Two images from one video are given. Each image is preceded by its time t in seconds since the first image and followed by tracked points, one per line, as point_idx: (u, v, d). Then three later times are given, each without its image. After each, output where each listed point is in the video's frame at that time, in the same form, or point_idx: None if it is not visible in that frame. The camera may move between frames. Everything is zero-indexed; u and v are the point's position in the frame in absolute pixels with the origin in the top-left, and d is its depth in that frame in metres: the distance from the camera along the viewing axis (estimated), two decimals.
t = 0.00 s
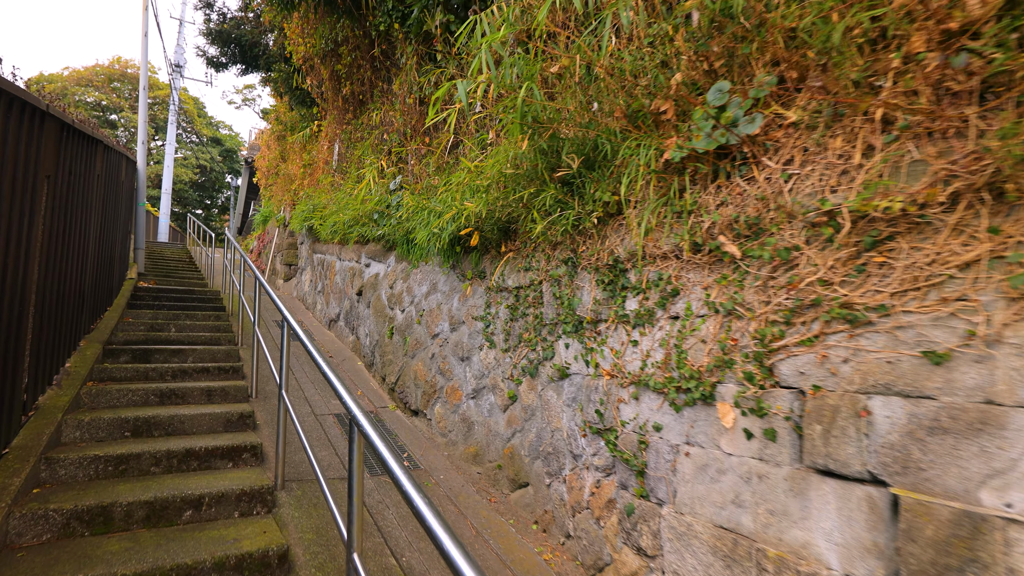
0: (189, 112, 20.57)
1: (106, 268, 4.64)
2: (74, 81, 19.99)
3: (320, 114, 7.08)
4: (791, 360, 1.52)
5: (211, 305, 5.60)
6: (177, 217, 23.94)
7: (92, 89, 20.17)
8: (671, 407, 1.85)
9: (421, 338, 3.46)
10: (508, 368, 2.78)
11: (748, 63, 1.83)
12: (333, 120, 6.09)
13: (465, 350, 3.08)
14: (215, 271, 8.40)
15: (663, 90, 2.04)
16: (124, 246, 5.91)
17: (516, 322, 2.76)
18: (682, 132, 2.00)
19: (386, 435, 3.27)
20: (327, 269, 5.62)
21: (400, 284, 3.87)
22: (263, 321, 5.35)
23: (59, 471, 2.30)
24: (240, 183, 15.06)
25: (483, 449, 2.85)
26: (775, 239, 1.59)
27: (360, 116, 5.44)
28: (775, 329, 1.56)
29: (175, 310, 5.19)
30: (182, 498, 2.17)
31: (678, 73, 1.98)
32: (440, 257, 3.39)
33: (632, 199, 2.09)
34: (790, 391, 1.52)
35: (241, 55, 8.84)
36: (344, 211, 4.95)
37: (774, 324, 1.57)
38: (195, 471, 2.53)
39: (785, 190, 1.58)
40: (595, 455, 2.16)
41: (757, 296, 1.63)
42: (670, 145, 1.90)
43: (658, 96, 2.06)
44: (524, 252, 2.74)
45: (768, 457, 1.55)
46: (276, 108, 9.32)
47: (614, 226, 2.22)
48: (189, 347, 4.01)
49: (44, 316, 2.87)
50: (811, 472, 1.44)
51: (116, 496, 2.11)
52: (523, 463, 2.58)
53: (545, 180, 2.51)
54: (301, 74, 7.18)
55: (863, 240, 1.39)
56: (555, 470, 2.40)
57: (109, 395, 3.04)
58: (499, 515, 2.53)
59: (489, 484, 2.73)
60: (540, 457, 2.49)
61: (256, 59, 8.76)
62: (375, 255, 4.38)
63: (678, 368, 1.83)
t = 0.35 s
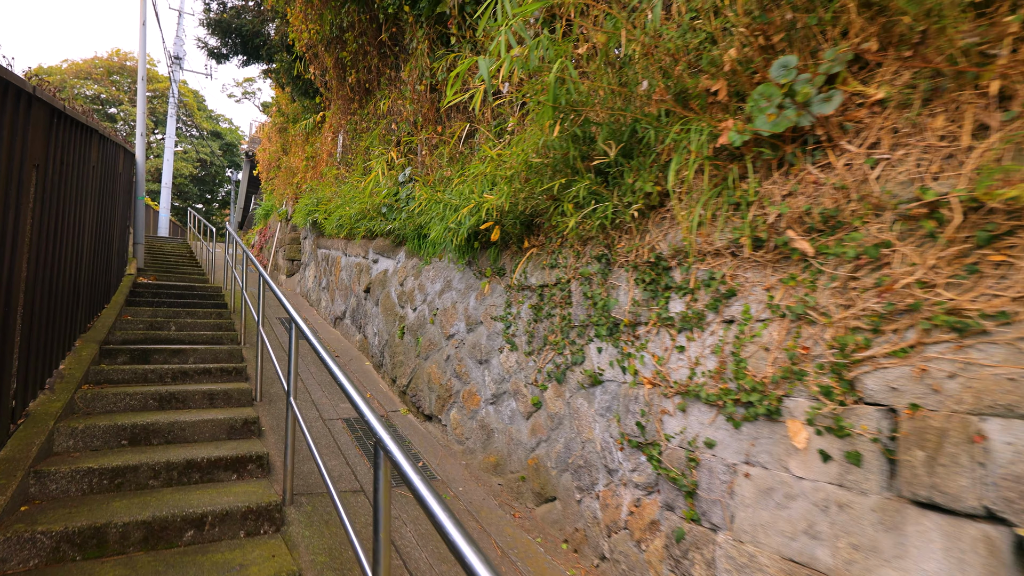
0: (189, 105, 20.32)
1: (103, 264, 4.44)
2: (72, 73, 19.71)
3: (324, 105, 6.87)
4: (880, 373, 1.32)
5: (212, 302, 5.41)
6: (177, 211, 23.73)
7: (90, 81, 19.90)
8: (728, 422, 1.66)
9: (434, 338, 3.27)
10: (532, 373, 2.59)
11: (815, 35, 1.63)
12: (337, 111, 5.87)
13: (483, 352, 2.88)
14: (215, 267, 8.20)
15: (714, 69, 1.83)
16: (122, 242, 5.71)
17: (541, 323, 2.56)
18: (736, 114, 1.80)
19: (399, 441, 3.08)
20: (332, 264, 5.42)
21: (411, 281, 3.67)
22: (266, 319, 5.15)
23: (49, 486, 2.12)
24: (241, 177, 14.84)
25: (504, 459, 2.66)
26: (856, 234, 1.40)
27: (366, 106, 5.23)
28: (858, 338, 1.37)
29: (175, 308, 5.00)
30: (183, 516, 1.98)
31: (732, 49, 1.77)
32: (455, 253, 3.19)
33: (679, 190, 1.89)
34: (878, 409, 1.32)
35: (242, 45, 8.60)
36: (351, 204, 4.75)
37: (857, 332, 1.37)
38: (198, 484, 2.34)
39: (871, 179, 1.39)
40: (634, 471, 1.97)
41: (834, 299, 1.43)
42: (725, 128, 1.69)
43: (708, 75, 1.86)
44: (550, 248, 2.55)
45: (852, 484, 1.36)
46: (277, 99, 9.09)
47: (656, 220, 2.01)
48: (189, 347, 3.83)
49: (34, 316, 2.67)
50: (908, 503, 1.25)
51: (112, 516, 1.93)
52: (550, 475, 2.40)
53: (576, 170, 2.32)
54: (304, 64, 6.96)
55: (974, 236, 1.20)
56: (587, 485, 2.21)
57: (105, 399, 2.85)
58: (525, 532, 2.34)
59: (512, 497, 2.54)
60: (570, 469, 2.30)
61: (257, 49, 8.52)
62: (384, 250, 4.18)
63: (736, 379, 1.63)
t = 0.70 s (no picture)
0: (189, 99, 20.05)
1: (99, 266, 4.23)
2: (71, 67, 19.45)
3: (329, 98, 6.64)
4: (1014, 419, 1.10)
5: (214, 304, 5.20)
6: (178, 206, 23.52)
7: (89, 75, 19.64)
8: (807, 462, 1.45)
9: (453, 349, 3.06)
10: (564, 391, 2.38)
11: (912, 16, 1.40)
12: (344, 105, 5.64)
13: (508, 366, 2.68)
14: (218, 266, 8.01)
15: (786, 57, 1.61)
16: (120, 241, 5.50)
17: (575, 336, 2.36)
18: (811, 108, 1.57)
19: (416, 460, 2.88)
20: (339, 265, 5.21)
21: (426, 286, 3.46)
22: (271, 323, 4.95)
23: (38, 520, 1.94)
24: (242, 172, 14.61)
25: (533, 483, 2.46)
26: (978, 252, 1.18)
27: (375, 100, 5.01)
28: (981, 374, 1.15)
29: (177, 311, 4.80)
30: (184, 559, 1.82)
31: (808, 33, 1.55)
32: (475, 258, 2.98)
33: (742, 194, 1.67)
34: (1007, 460, 1.11)
35: (243, 37, 8.35)
36: (360, 203, 4.54)
37: (980, 367, 1.16)
38: (201, 515, 2.17)
39: (999, 186, 1.18)
40: (689, 509, 1.77)
41: (947, 327, 1.21)
42: (808, 125, 1.47)
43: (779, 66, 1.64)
44: (585, 255, 2.35)
45: (974, 546, 1.15)
46: (279, 93, 8.85)
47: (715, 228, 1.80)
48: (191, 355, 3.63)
49: (21, 328, 2.46)
50: None
51: (106, 559, 1.76)
52: (587, 504, 2.20)
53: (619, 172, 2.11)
54: (308, 56, 6.72)
55: None
56: (631, 519, 2.01)
57: (101, 415, 2.65)
58: (561, 568, 2.15)
59: (543, 526, 2.35)
60: (610, 499, 2.11)
61: (259, 41, 8.28)
62: (395, 252, 3.97)
63: (818, 414, 1.42)
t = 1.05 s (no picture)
0: (190, 95, 19.86)
1: (94, 267, 4.03)
2: (71, 62, 19.23)
3: (334, 92, 6.44)
4: None
5: (215, 306, 5.02)
6: (179, 204, 23.34)
7: (89, 71, 19.42)
8: (898, 502, 1.26)
9: (469, 357, 2.86)
10: (595, 407, 2.19)
11: None
12: (348, 99, 5.44)
13: (531, 377, 2.48)
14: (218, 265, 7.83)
15: (866, 37, 1.41)
16: (117, 240, 5.30)
17: (607, 346, 2.18)
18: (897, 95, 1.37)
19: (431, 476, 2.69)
20: (345, 266, 5.02)
21: (439, 289, 3.27)
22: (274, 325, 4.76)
23: (21, 552, 1.75)
24: (243, 168, 14.40)
25: (560, 505, 2.27)
26: None
27: (382, 94, 4.81)
28: None
29: (176, 313, 4.61)
30: None
31: (893, 8, 1.34)
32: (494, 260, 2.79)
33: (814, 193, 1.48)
34: None
35: (244, 30, 8.14)
36: (367, 201, 4.35)
37: None
38: (201, 544, 1.98)
39: None
40: (748, 546, 1.58)
41: None
42: (901, 114, 1.27)
43: (856, 48, 1.43)
44: (619, 257, 2.16)
45: None
46: (281, 87, 8.64)
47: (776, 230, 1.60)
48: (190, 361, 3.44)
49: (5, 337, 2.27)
50: None
51: None
52: (622, 532, 2.01)
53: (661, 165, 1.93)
54: (311, 49, 6.52)
55: None
56: (674, 551, 1.82)
57: (94, 430, 2.46)
58: None
59: (573, 553, 2.16)
60: (649, 529, 1.91)
61: (261, 34, 8.07)
62: (405, 253, 3.77)
63: (913, 448, 1.23)
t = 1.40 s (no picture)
0: (191, 91, 19.66)
1: (89, 271, 3.84)
2: (71, 59, 19.04)
3: (338, 87, 6.23)
4: None
5: (216, 310, 4.82)
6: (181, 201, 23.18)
7: (90, 67, 19.23)
8: None
9: (488, 371, 2.66)
10: (633, 433, 1.98)
11: None
12: (355, 94, 5.23)
13: (559, 397, 2.28)
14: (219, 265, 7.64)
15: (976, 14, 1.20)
16: (115, 242, 5.11)
17: (647, 366, 1.97)
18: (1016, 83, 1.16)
19: (448, 500, 2.49)
20: (351, 268, 4.81)
21: (454, 297, 3.06)
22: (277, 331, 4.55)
23: None
24: (245, 166, 14.21)
25: (593, 539, 2.06)
26: None
27: (391, 89, 4.59)
28: None
29: (177, 319, 4.42)
30: None
31: None
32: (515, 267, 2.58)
33: (911, 199, 1.27)
34: None
35: (245, 24, 7.93)
36: (375, 202, 4.15)
37: None
38: None
39: None
40: None
41: None
42: None
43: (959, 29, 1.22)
44: (661, 267, 1.95)
45: None
46: (284, 83, 8.43)
47: (860, 242, 1.39)
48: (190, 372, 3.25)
49: None
50: None
51: None
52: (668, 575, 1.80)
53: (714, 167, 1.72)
54: (315, 42, 6.31)
55: None
56: None
57: (84, 452, 2.26)
58: None
59: None
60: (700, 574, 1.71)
61: (264, 28, 7.85)
62: (416, 256, 3.56)
63: None
